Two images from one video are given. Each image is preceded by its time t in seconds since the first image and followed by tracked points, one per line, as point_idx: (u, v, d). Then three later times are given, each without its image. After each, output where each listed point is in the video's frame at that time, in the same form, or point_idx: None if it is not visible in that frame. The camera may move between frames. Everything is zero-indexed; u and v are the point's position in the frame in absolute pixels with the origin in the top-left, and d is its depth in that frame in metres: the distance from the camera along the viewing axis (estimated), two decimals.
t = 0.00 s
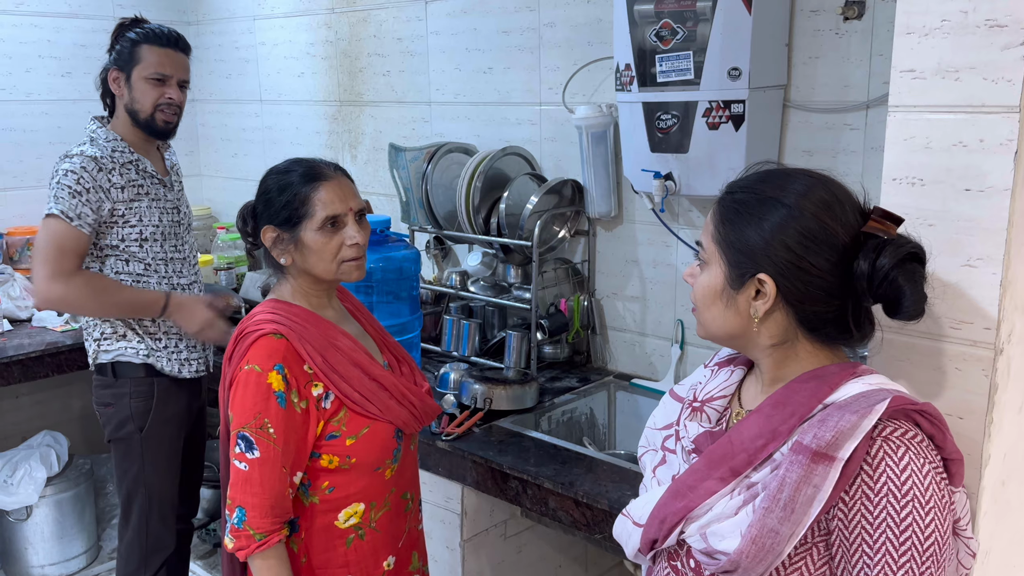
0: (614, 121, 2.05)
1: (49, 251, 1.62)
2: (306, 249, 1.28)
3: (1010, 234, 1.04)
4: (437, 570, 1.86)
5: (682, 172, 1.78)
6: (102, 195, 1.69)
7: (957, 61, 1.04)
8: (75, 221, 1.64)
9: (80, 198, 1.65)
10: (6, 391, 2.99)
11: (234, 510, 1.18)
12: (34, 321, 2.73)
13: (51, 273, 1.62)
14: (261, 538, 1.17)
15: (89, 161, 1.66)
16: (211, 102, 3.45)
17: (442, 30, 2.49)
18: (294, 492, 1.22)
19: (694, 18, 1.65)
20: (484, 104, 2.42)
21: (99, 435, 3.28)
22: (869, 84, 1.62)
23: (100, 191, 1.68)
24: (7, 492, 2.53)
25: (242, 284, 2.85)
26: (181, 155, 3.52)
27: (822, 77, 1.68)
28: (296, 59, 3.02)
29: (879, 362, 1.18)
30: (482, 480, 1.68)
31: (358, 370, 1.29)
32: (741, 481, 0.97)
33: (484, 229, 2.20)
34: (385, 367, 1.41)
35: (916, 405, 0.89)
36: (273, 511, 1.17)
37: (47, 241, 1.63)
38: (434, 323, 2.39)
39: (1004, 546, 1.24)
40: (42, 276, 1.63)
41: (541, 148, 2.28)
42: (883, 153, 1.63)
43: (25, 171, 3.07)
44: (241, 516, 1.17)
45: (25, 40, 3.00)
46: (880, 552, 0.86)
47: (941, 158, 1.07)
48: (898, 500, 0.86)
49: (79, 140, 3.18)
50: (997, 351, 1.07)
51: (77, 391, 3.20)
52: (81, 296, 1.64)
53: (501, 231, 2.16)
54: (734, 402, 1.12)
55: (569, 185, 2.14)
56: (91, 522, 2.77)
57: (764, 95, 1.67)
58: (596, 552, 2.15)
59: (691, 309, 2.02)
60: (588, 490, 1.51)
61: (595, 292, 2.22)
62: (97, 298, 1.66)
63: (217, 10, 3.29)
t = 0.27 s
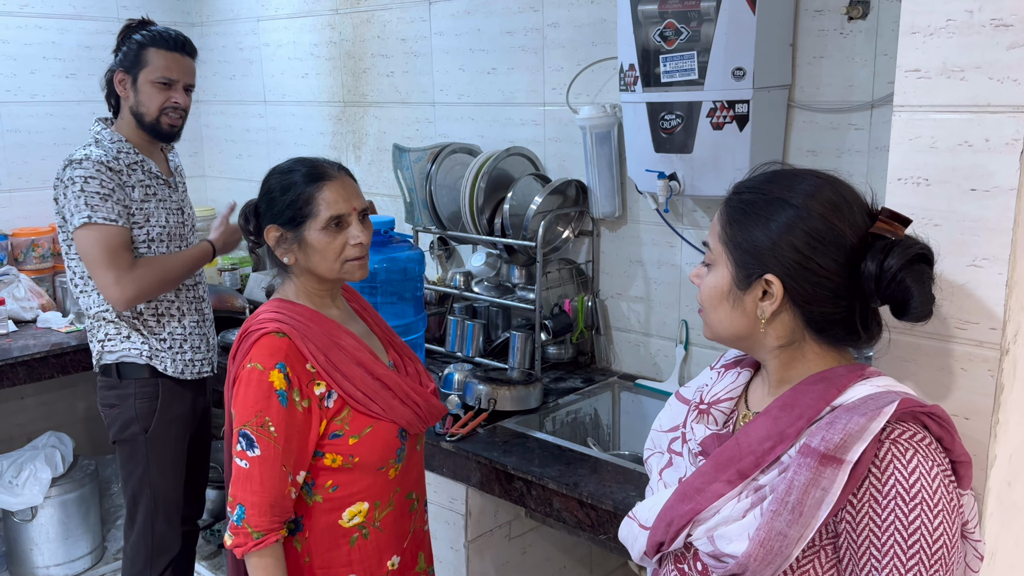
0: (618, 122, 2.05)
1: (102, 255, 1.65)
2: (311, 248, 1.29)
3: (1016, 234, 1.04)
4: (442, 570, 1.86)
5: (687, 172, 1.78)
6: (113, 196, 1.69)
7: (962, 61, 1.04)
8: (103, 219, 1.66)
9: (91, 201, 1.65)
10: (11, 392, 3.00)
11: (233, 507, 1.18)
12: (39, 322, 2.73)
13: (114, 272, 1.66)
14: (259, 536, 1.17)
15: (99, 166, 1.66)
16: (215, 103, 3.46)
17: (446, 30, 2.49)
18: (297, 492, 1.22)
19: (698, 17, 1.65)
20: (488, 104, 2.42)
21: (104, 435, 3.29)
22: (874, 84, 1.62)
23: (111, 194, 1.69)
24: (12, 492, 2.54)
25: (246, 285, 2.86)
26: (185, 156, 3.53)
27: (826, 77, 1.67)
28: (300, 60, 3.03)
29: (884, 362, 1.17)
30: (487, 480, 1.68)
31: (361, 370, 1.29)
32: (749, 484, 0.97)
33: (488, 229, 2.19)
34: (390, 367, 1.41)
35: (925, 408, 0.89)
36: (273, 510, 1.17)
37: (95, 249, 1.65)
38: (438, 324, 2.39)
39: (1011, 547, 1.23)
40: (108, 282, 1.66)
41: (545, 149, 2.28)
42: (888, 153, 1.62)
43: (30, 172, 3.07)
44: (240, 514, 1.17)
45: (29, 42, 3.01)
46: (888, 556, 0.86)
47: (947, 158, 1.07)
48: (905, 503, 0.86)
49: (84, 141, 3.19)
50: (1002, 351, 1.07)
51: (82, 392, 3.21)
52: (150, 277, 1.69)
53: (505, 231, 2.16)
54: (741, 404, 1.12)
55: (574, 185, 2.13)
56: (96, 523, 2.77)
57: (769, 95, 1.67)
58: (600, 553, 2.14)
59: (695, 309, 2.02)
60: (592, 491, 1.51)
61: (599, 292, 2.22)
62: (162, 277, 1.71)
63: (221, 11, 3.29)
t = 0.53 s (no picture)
0: (623, 122, 2.05)
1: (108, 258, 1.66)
2: (338, 255, 1.29)
3: None
4: (447, 572, 1.85)
5: (693, 173, 1.77)
6: (126, 203, 1.69)
7: (970, 61, 1.03)
8: (115, 227, 1.66)
9: (105, 208, 1.65)
10: (17, 393, 3.01)
11: (235, 507, 1.19)
12: (45, 323, 2.74)
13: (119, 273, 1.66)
14: (259, 537, 1.17)
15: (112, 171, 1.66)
16: (220, 104, 3.46)
17: (451, 31, 2.49)
18: (299, 493, 1.22)
19: (704, 18, 1.65)
20: (493, 105, 2.42)
21: (110, 436, 3.29)
22: (881, 84, 1.61)
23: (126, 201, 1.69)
24: (19, 493, 2.54)
25: (251, 286, 2.86)
26: (191, 157, 3.54)
27: (833, 77, 1.67)
28: (305, 61, 3.03)
29: (892, 364, 1.17)
30: (493, 482, 1.68)
31: (365, 370, 1.29)
32: (757, 488, 0.97)
33: (494, 230, 2.19)
34: (395, 368, 1.41)
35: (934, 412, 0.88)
36: (273, 511, 1.17)
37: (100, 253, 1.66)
38: (443, 325, 2.39)
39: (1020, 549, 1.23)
40: (114, 285, 1.66)
41: (550, 149, 2.28)
42: (895, 153, 1.62)
43: (36, 174, 3.08)
44: (241, 514, 1.17)
45: (35, 43, 3.02)
46: (897, 561, 0.86)
47: (955, 158, 1.07)
48: (915, 508, 0.85)
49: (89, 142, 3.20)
50: (1012, 352, 1.06)
51: (88, 393, 3.21)
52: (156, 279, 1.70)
53: (511, 232, 2.16)
54: (750, 407, 1.11)
55: (579, 186, 2.13)
56: (102, 524, 2.78)
57: (775, 95, 1.66)
58: (606, 554, 2.14)
59: (701, 310, 2.02)
60: (599, 493, 1.50)
61: (605, 293, 2.22)
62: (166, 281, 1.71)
63: (226, 12, 3.30)
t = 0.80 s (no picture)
0: (630, 123, 2.05)
1: (99, 265, 1.64)
2: (357, 258, 1.30)
3: None
4: (455, 572, 1.86)
5: (700, 173, 1.77)
6: (126, 219, 1.68)
7: (981, 61, 1.03)
8: (109, 241, 1.65)
9: (101, 221, 1.65)
10: (25, 393, 3.02)
11: (247, 509, 1.19)
12: (52, 323, 2.75)
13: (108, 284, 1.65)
14: (272, 538, 1.17)
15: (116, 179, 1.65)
16: (226, 105, 3.47)
17: (458, 32, 2.50)
18: (310, 494, 1.22)
19: (712, 18, 1.65)
20: (500, 106, 2.42)
21: (116, 436, 3.30)
22: (888, 84, 1.61)
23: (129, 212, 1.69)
24: (27, 493, 2.55)
25: (258, 286, 2.87)
26: (197, 158, 3.55)
27: (840, 77, 1.67)
28: (312, 62, 3.04)
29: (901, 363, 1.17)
30: (501, 482, 1.68)
31: (375, 371, 1.29)
32: (767, 489, 0.97)
33: (500, 231, 2.20)
34: (403, 368, 1.41)
35: (946, 413, 0.88)
36: (286, 512, 1.18)
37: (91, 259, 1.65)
38: (450, 325, 2.39)
39: None
40: (97, 290, 1.65)
41: (557, 150, 2.28)
42: (902, 153, 1.61)
43: (44, 175, 3.09)
44: (254, 516, 1.18)
45: (43, 45, 3.03)
46: (907, 563, 0.86)
47: (966, 159, 1.06)
48: (925, 510, 0.85)
49: (96, 143, 3.21)
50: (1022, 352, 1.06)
51: (95, 393, 3.22)
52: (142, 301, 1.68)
53: (517, 233, 2.16)
54: (760, 408, 1.11)
55: (585, 186, 2.13)
56: (109, 524, 2.79)
57: (783, 95, 1.66)
58: (613, 554, 2.14)
59: (708, 310, 2.02)
60: (607, 493, 1.50)
61: (611, 293, 2.22)
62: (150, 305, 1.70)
63: (232, 13, 3.31)
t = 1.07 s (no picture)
0: (634, 124, 2.05)
1: (96, 274, 1.67)
2: (360, 258, 1.30)
3: None
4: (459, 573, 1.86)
5: (705, 174, 1.77)
6: (129, 237, 1.68)
7: (988, 63, 1.03)
8: (108, 259, 1.66)
9: (103, 239, 1.66)
10: (28, 394, 3.02)
11: (253, 512, 1.19)
12: (56, 324, 2.76)
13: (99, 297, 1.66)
14: (279, 541, 1.17)
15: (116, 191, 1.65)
16: (230, 106, 3.48)
17: (461, 33, 2.50)
18: (315, 496, 1.22)
19: (716, 20, 1.65)
20: (503, 107, 2.42)
21: (120, 437, 3.31)
22: (893, 85, 1.61)
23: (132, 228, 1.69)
24: (30, 494, 2.55)
25: (262, 287, 2.87)
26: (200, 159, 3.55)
27: (845, 78, 1.67)
28: (315, 63, 3.04)
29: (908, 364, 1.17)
30: (506, 483, 1.68)
31: (380, 373, 1.29)
32: (774, 492, 0.96)
33: (505, 232, 2.20)
34: (408, 371, 1.41)
35: (952, 415, 0.88)
36: (292, 515, 1.18)
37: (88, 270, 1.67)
38: (454, 326, 2.39)
39: None
40: (92, 294, 1.67)
41: (561, 151, 2.28)
42: (907, 154, 1.61)
43: (48, 176, 3.10)
44: (260, 519, 1.18)
45: (46, 46, 3.03)
46: (915, 565, 0.86)
47: (973, 160, 1.06)
48: (933, 513, 0.85)
49: (100, 145, 3.21)
50: None
51: (99, 394, 3.23)
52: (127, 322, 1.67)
53: (521, 234, 2.17)
54: (766, 410, 1.11)
55: (589, 187, 2.13)
56: (113, 525, 2.79)
57: (787, 96, 1.66)
58: (617, 555, 2.14)
59: (712, 311, 2.02)
60: (612, 494, 1.50)
61: (615, 294, 2.22)
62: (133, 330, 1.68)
63: (235, 14, 3.31)
